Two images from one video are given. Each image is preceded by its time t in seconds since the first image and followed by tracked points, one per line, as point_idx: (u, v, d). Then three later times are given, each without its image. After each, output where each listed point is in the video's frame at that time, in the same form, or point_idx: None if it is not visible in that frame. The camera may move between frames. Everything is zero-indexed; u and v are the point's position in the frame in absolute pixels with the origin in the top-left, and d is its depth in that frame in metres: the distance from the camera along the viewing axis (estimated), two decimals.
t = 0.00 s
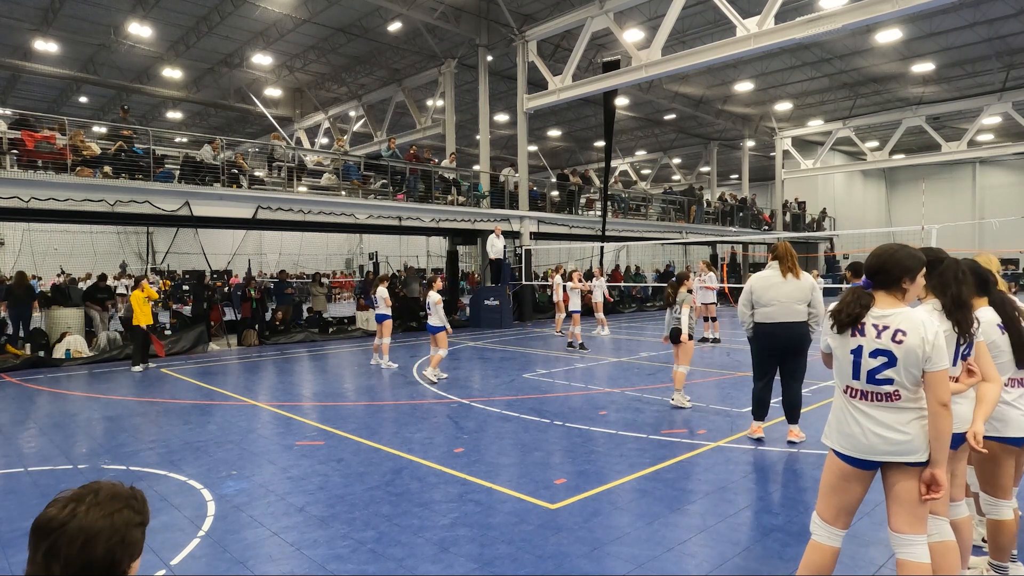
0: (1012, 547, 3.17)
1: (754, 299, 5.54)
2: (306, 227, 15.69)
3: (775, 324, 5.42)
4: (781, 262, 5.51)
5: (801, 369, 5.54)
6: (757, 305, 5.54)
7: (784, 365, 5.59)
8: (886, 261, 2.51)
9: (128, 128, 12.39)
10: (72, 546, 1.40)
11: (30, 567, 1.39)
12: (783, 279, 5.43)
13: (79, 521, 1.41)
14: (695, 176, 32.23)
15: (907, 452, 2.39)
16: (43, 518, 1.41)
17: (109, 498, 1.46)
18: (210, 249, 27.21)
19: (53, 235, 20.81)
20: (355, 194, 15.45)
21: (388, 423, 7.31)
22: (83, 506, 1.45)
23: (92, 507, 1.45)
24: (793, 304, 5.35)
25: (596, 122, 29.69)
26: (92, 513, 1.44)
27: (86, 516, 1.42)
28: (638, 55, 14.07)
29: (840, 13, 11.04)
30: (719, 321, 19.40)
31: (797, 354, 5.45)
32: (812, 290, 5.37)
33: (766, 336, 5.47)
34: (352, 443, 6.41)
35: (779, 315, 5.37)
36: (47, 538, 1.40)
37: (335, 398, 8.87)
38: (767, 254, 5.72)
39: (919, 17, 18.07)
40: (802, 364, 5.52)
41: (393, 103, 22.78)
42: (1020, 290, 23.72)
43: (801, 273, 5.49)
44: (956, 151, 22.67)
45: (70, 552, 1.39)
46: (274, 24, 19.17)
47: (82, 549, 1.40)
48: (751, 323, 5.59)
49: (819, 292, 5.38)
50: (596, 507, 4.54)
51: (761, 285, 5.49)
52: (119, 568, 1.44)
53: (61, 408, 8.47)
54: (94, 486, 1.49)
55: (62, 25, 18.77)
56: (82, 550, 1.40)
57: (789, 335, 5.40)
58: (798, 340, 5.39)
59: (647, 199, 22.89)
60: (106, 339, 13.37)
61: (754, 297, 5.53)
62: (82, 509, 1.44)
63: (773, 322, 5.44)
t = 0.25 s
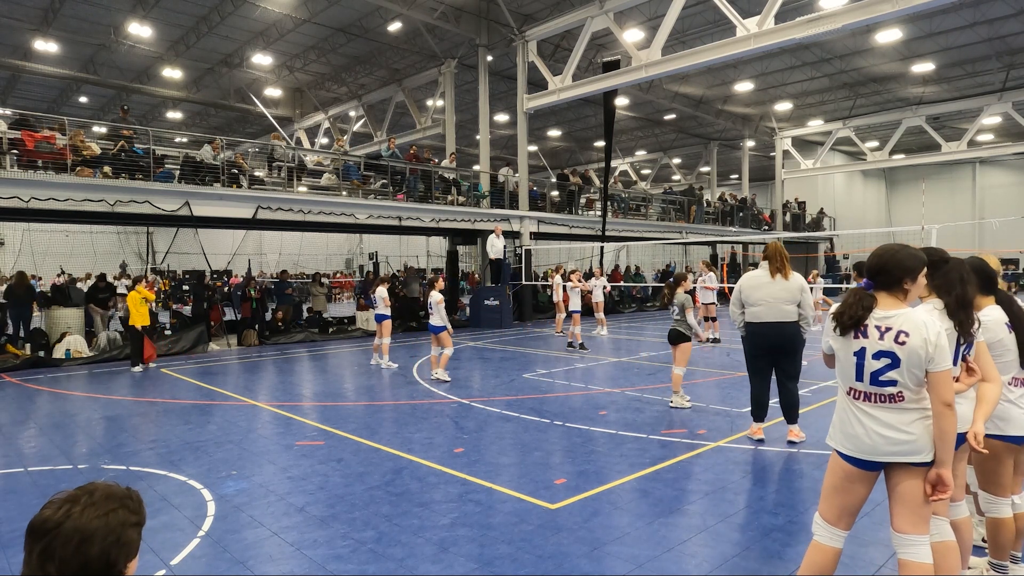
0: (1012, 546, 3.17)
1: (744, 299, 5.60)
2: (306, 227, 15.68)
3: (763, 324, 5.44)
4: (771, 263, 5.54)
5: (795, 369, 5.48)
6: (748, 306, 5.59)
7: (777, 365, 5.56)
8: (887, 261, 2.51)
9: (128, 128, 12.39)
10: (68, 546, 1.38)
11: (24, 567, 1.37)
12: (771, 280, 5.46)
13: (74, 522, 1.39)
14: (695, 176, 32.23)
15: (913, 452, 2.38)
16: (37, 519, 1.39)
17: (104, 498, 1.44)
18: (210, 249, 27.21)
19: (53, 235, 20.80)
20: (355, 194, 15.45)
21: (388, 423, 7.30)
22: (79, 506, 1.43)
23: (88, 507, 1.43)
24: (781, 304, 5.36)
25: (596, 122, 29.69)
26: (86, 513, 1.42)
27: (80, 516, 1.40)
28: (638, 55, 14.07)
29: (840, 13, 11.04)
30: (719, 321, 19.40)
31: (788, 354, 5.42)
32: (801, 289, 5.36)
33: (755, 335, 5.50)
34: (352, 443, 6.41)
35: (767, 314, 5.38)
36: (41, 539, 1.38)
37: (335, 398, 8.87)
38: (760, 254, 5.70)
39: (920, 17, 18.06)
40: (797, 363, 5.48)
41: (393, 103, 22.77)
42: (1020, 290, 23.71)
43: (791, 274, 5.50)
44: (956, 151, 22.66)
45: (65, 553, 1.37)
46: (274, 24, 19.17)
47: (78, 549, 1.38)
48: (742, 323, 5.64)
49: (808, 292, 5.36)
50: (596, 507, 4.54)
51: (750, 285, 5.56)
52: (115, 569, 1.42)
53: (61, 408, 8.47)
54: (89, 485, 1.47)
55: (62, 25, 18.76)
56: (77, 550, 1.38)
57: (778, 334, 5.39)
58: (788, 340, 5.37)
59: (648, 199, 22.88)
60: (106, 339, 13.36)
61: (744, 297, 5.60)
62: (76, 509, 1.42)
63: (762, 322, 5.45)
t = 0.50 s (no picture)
0: (1013, 546, 3.17)
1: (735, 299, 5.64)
2: (307, 227, 15.68)
3: (753, 324, 5.47)
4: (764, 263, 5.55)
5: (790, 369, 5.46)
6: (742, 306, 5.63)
7: (770, 364, 5.58)
8: (890, 262, 2.51)
9: (128, 128, 12.39)
10: (62, 548, 1.37)
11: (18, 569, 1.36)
12: (761, 280, 5.51)
13: (67, 523, 1.38)
14: (695, 176, 32.23)
15: (917, 452, 2.38)
16: (32, 521, 1.38)
17: (99, 499, 1.43)
18: (210, 249, 27.21)
19: (53, 235, 20.80)
20: (355, 194, 15.45)
21: (388, 423, 7.31)
22: (73, 507, 1.42)
23: (83, 508, 1.42)
24: (770, 304, 5.37)
25: (596, 122, 29.69)
26: (81, 514, 1.41)
27: (74, 517, 1.39)
28: (638, 55, 14.07)
29: (840, 13, 11.04)
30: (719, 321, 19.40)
31: (779, 354, 5.43)
32: (790, 289, 5.34)
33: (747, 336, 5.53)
34: (352, 443, 6.41)
35: (756, 314, 5.42)
36: (35, 541, 1.37)
37: (335, 398, 8.87)
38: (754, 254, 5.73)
39: (919, 17, 18.06)
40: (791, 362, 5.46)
41: (393, 102, 22.77)
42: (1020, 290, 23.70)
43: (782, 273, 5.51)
44: (956, 151, 22.66)
45: (60, 554, 1.36)
46: (274, 24, 19.18)
47: (71, 551, 1.37)
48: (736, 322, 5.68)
49: (799, 292, 5.31)
50: (596, 507, 4.54)
51: (742, 285, 5.63)
52: (110, 570, 1.41)
53: (61, 408, 8.47)
54: (84, 486, 1.46)
55: (62, 25, 18.77)
56: (70, 551, 1.37)
57: (767, 335, 5.42)
58: (778, 339, 5.39)
59: (648, 199, 22.87)
60: (106, 339, 13.36)
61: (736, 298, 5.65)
62: (71, 509, 1.41)
63: (753, 322, 5.48)
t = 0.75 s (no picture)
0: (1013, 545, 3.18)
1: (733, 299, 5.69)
2: (307, 227, 15.68)
3: (748, 325, 5.49)
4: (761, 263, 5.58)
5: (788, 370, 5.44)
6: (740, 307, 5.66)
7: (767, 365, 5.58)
8: (891, 261, 2.52)
9: (128, 128, 12.39)
10: (57, 549, 1.36)
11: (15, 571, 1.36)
12: (756, 280, 5.54)
13: (63, 524, 1.38)
14: (695, 176, 32.23)
15: (917, 452, 2.38)
16: (29, 520, 1.38)
17: (95, 498, 1.43)
18: (210, 249, 27.20)
19: (53, 235, 20.78)
20: (355, 194, 15.44)
21: (388, 423, 7.30)
22: (69, 508, 1.42)
23: (79, 508, 1.42)
24: (764, 304, 5.39)
25: (596, 122, 29.69)
26: (77, 514, 1.41)
27: (70, 517, 1.39)
28: (638, 55, 14.08)
29: (840, 13, 11.04)
30: (719, 321, 19.41)
31: (777, 354, 5.44)
32: (784, 289, 5.34)
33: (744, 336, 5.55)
34: (352, 443, 6.41)
35: (751, 314, 5.45)
36: (32, 540, 1.37)
37: (335, 398, 8.87)
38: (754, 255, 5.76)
39: (919, 17, 18.07)
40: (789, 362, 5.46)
41: (393, 103, 22.76)
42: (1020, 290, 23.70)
43: (778, 273, 5.52)
44: (956, 151, 22.66)
45: (54, 554, 1.35)
46: (274, 24, 19.17)
47: (66, 552, 1.36)
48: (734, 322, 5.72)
49: (794, 291, 5.32)
50: (596, 507, 4.54)
51: (739, 286, 5.65)
52: (106, 571, 1.40)
53: (61, 408, 8.47)
54: (81, 487, 1.46)
55: (62, 24, 18.75)
56: (65, 553, 1.36)
57: (764, 335, 5.42)
58: (773, 339, 5.39)
59: (648, 199, 22.85)
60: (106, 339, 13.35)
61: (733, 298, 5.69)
62: (66, 510, 1.40)
63: (750, 322, 5.49)
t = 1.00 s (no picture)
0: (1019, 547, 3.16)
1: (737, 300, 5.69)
2: (307, 227, 15.68)
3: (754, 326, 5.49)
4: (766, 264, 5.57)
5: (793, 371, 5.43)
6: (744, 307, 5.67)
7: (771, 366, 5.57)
8: (893, 261, 2.51)
9: (129, 128, 12.39)
10: (52, 548, 1.36)
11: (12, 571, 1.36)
12: (761, 280, 5.53)
13: (57, 524, 1.38)
14: (695, 176, 32.23)
15: (915, 453, 2.38)
16: (25, 520, 1.38)
17: (92, 499, 1.43)
18: (210, 249, 27.20)
19: (53, 235, 20.76)
20: (355, 194, 15.45)
21: (388, 423, 7.30)
22: (65, 508, 1.42)
23: (75, 508, 1.42)
24: (769, 306, 5.40)
25: (596, 122, 29.69)
26: (72, 514, 1.41)
27: (65, 517, 1.39)
28: (638, 55, 14.07)
29: (840, 13, 11.03)
30: (720, 321, 19.41)
31: (781, 355, 5.44)
32: (790, 290, 5.34)
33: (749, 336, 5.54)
34: (352, 443, 6.41)
35: (755, 315, 5.47)
36: (28, 540, 1.37)
37: (335, 398, 8.87)
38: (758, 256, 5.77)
39: (919, 17, 18.07)
40: (792, 363, 5.45)
41: (393, 103, 22.76)
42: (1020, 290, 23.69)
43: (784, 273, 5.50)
44: (956, 151, 22.66)
45: (50, 554, 1.35)
46: (274, 24, 19.17)
47: (61, 551, 1.36)
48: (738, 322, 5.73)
49: (799, 292, 5.32)
50: (596, 507, 4.54)
51: (743, 286, 5.66)
52: (103, 570, 1.40)
53: (61, 408, 8.47)
54: (79, 487, 1.47)
55: (62, 25, 18.75)
56: (60, 552, 1.36)
57: (769, 336, 5.42)
58: (778, 340, 5.40)
59: (648, 199, 22.85)
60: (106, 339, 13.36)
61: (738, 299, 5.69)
62: (62, 510, 1.40)
63: (755, 323, 5.49)
